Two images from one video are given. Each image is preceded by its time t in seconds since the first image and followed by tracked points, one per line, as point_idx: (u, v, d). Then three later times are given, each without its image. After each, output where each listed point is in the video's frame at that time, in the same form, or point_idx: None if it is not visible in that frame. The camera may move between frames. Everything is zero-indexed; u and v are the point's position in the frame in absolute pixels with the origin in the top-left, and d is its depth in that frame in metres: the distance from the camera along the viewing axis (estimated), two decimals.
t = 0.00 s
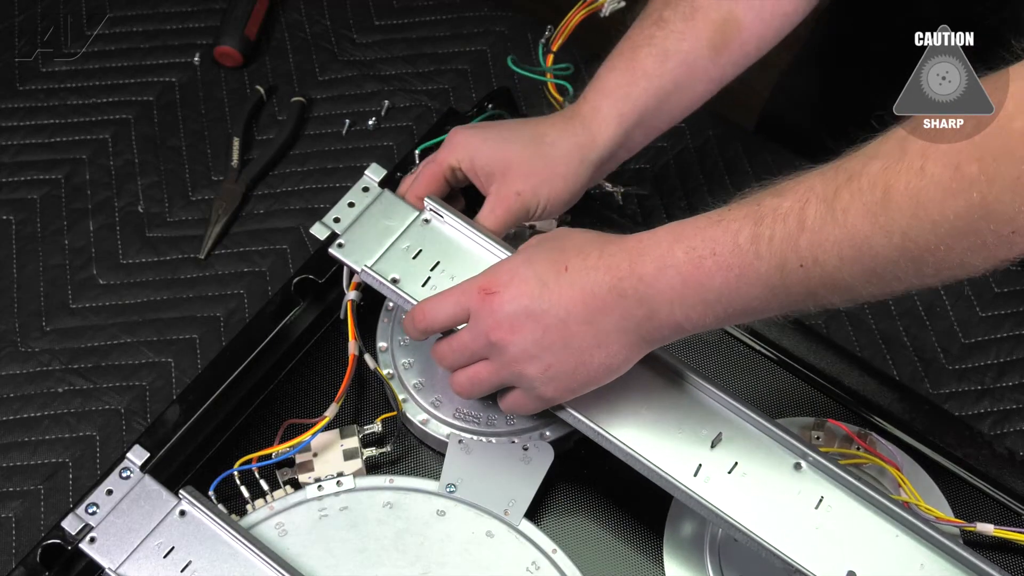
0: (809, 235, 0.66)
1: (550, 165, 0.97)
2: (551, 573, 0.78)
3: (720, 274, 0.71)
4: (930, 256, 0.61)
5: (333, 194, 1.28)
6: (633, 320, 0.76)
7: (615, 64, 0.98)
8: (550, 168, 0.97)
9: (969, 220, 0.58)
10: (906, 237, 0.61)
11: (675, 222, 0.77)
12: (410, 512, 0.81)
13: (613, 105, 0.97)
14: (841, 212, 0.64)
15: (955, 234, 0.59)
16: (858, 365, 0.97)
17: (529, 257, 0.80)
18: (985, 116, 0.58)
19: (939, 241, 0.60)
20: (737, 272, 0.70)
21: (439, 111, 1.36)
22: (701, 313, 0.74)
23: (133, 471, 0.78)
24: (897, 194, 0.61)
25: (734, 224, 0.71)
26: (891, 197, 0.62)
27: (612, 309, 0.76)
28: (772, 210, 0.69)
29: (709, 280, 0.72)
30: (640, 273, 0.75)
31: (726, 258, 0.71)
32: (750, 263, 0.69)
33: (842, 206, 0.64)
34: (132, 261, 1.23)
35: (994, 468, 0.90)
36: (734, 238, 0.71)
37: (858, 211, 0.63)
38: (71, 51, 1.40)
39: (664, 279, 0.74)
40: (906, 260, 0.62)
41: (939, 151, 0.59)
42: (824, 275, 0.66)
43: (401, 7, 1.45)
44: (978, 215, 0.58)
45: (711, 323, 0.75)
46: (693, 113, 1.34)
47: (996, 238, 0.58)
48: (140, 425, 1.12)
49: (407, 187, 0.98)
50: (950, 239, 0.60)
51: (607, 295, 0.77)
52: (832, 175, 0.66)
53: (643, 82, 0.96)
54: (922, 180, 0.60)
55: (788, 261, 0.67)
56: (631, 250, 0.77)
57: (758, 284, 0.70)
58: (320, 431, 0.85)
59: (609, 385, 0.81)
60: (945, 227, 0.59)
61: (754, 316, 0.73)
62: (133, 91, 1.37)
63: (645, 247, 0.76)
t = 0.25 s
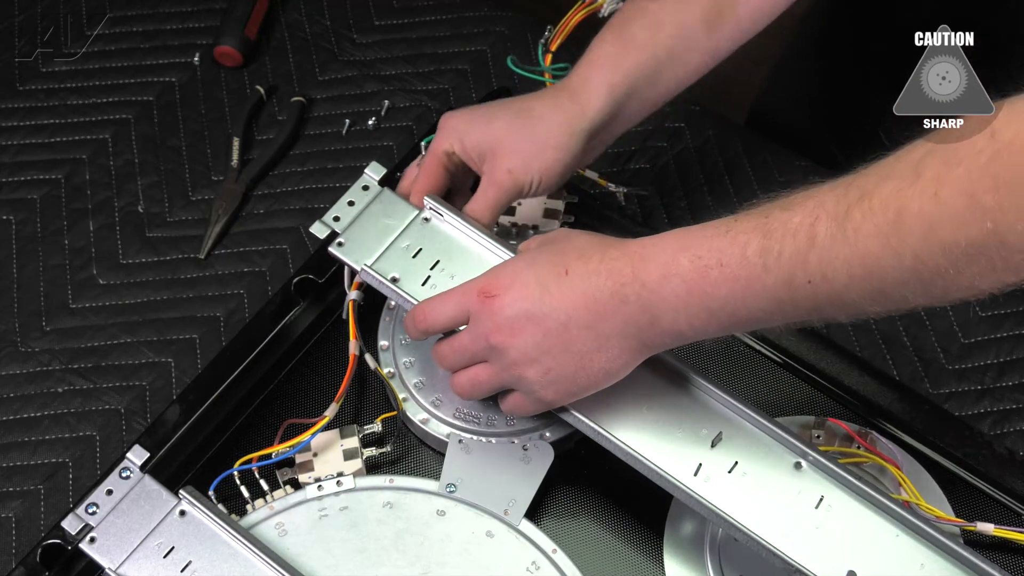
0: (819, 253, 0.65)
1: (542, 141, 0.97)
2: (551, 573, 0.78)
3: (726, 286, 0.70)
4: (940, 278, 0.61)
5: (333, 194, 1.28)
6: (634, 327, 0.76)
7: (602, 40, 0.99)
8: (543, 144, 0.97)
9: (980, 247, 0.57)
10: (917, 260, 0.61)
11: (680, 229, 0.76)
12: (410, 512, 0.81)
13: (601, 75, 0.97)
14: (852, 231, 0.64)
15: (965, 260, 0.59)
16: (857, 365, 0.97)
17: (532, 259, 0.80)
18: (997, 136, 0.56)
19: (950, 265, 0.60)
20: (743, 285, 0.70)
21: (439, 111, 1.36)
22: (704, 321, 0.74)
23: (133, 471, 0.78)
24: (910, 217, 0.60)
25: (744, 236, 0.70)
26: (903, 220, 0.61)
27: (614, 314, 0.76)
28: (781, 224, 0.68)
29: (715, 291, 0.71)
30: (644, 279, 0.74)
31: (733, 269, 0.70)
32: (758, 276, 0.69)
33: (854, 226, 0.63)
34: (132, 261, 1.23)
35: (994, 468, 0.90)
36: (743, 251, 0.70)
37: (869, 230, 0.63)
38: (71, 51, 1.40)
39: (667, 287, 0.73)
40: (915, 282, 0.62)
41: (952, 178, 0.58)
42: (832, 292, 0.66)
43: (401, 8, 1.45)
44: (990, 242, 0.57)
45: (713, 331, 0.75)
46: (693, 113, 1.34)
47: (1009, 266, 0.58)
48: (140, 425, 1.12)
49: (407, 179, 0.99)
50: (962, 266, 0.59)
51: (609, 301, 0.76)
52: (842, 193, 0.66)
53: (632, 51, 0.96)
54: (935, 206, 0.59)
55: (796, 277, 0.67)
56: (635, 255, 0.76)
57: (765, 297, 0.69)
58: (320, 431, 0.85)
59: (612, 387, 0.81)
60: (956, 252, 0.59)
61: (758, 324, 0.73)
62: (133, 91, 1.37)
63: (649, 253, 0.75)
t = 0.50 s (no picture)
0: (828, 268, 0.65)
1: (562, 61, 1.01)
2: (551, 573, 0.78)
3: (733, 294, 0.71)
4: (946, 297, 0.61)
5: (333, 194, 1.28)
6: (638, 330, 0.76)
7: None
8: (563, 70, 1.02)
9: (990, 270, 0.58)
10: (927, 278, 0.61)
11: (684, 235, 0.76)
12: (410, 512, 0.81)
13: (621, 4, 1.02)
14: (862, 247, 0.64)
15: (976, 282, 0.59)
16: (857, 365, 0.97)
17: (536, 263, 0.80)
18: (1010, 161, 0.56)
19: (959, 285, 0.60)
20: (751, 294, 0.70)
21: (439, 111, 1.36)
22: (708, 328, 0.74)
23: (134, 471, 0.78)
24: (920, 237, 0.60)
25: (751, 246, 0.70)
26: (914, 239, 0.61)
27: (617, 318, 0.76)
28: (790, 236, 0.68)
29: (721, 299, 0.71)
30: (649, 284, 0.74)
31: (741, 279, 0.70)
32: (765, 286, 0.69)
33: (866, 242, 0.63)
34: (132, 261, 1.23)
35: (994, 468, 0.90)
36: (751, 260, 0.70)
37: (879, 246, 0.63)
38: (71, 51, 1.40)
39: (672, 292, 0.73)
40: (924, 299, 0.62)
41: (963, 203, 0.58)
42: (840, 304, 0.66)
43: (401, 8, 1.45)
44: (998, 266, 0.57)
45: (718, 338, 0.75)
46: (693, 113, 1.34)
47: (1017, 285, 0.58)
48: (140, 425, 1.12)
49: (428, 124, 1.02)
50: (971, 287, 0.60)
51: (613, 304, 0.76)
52: (853, 208, 0.66)
53: None
54: (946, 227, 0.59)
55: (804, 289, 0.67)
56: (640, 260, 0.76)
57: (772, 307, 0.69)
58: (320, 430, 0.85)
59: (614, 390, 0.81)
60: (967, 273, 0.59)
61: (760, 331, 0.73)
62: (133, 91, 1.37)
63: (655, 258, 0.75)
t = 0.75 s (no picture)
0: (830, 268, 0.65)
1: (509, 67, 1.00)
2: (551, 573, 0.78)
3: (733, 293, 0.70)
4: (946, 299, 0.62)
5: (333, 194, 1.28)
6: (636, 329, 0.75)
7: None
8: (519, 81, 1.00)
9: (992, 272, 0.58)
10: (929, 280, 0.61)
11: (685, 233, 0.76)
12: (410, 512, 0.81)
13: (574, 7, 1.00)
14: (864, 249, 0.64)
15: (977, 284, 0.59)
16: (857, 365, 0.97)
17: (533, 263, 0.80)
18: (1011, 166, 0.56)
19: (960, 288, 0.60)
20: (751, 294, 0.70)
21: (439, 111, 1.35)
22: (707, 328, 0.74)
23: (133, 471, 0.78)
24: (924, 239, 0.60)
25: (752, 245, 0.70)
26: (916, 242, 0.61)
27: (615, 318, 0.76)
28: (791, 236, 0.68)
29: (721, 299, 0.71)
30: (648, 283, 0.74)
31: (742, 278, 0.70)
32: (766, 287, 0.69)
33: (868, 244, 0.63)
34: (132, 261, 1.23)
35: (994, 468, 0.90)
36: (751, 260, 0.70)
37: (881, 248, 0.63)
38: (71, 51, 1.40)
39: (671, 292, 0.73)
40: (925, 301, 0.63)
41: (965, 207, 0.58)
42: (841, 305, 0.66)
43: (401, 8, 1.45)
44: (1000, 270, 0.58)
45: (717, 336, 0.75)
46: (693, 113, 1.34)
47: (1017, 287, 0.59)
48: (140, 425, 1.12)
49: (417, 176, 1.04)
50: (972, 290, 0.60)
51: (611, 304, 0.76)
52: (854, 209, 0.65)
53: None
54: (948, 231, 0.59)
55: (805, 289, 0.67)
56: (639, 259, 0.76)
57: (773, 306, 0.69)
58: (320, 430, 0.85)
59: (614, 389, 0.81)
60: (969, 276, 0.59)
61: (761, 330, 0.73)
62: (133, 91, 1.37)
63: (653, 257, 0.75)
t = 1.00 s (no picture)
0: (829, 267, 0.65)
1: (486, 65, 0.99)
2: (551, 573, 0.78)
3: (732, 292, 0.70)
4: (946, 301, 0.62)
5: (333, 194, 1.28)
6: (633, 326, 0.75)
7: None
8: (498, 80, 0.98)
9: (992, 276, 0.58)
10: (929, 282, 0.61)
11: (685, 232, 0.75)
12: (411, 512, 0.81)
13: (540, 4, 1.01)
14: (864, 250, 0.64)
15: (977, 288, 0.60)
16: (857, 365, 0.97)
17: (530, 261, 0.80)
18: (1011, 171, 0.56)
19: (960, 291, 0.60)
20: (750, 293, 0.70)
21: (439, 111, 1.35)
22: (704, 326, 0.73)
23: (133, 471, 0.78)
24: (924, 242, 0.60)
25: (750, 244, 0.70)
26: (916, 244, 0.61)
27: (612, 316, 0.75)
28: (791, 235, 0.68)
29: (719, 298, 0.71)
30: (645, 282, 0.74)
31: (740, 277, 0.70)
32: (765, 286, 0.69)
33: (868, 245, 0.63)
34: (132, 261, 1.23)
35: (995, 468, 0.90)
36: (750, 259, 0.69)
37: (881, 249, 0.63)
38: (71, 51, 1.40)
39: (668, 289, 0.73)
40: (924, 302, 0.63)
41: (966, 211, 0.58)
42: (840, 306, 0.66)
43: (401, 8, 1.46)
44: (1001, 274, 0.58)
45: (715, 335, 0.74)
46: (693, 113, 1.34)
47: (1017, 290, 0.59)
48: (140, 425, 1.12)
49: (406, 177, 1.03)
50: (972, 292, 0.60)
51: (609, 301, 0.75)
52: (854, 210, 0.65)
53: None
54: (948, 234, 0.59)
55: (802, 288, 0.67)
56: (637, 257, 0.75)
57: (772, 305, 0.69)
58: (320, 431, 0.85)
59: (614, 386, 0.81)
60: (969, 279, 0.59)
61: (761, 330, 0.72)
62: (133, 91, 1.37)
63: (651, 255, 0.75)
